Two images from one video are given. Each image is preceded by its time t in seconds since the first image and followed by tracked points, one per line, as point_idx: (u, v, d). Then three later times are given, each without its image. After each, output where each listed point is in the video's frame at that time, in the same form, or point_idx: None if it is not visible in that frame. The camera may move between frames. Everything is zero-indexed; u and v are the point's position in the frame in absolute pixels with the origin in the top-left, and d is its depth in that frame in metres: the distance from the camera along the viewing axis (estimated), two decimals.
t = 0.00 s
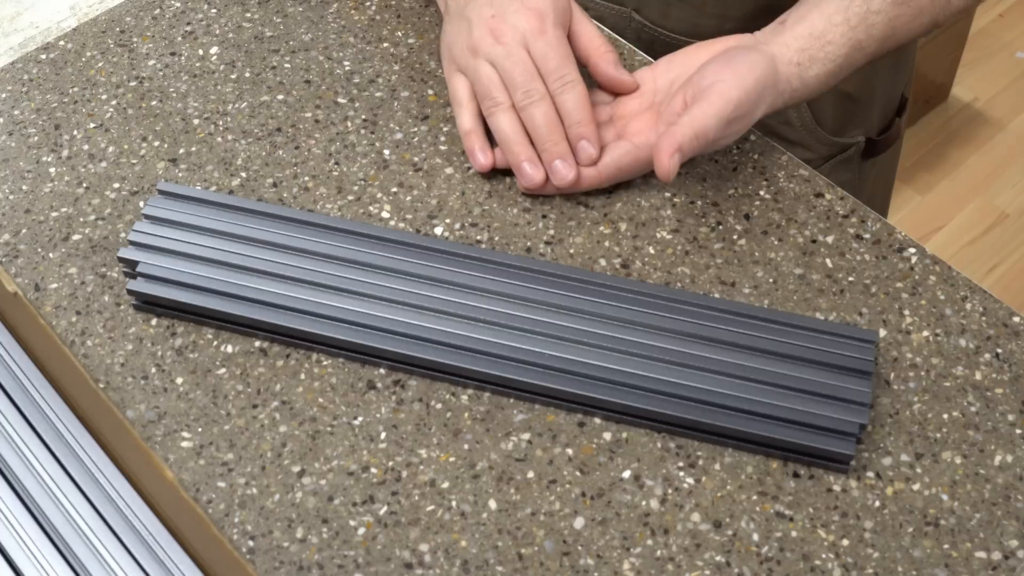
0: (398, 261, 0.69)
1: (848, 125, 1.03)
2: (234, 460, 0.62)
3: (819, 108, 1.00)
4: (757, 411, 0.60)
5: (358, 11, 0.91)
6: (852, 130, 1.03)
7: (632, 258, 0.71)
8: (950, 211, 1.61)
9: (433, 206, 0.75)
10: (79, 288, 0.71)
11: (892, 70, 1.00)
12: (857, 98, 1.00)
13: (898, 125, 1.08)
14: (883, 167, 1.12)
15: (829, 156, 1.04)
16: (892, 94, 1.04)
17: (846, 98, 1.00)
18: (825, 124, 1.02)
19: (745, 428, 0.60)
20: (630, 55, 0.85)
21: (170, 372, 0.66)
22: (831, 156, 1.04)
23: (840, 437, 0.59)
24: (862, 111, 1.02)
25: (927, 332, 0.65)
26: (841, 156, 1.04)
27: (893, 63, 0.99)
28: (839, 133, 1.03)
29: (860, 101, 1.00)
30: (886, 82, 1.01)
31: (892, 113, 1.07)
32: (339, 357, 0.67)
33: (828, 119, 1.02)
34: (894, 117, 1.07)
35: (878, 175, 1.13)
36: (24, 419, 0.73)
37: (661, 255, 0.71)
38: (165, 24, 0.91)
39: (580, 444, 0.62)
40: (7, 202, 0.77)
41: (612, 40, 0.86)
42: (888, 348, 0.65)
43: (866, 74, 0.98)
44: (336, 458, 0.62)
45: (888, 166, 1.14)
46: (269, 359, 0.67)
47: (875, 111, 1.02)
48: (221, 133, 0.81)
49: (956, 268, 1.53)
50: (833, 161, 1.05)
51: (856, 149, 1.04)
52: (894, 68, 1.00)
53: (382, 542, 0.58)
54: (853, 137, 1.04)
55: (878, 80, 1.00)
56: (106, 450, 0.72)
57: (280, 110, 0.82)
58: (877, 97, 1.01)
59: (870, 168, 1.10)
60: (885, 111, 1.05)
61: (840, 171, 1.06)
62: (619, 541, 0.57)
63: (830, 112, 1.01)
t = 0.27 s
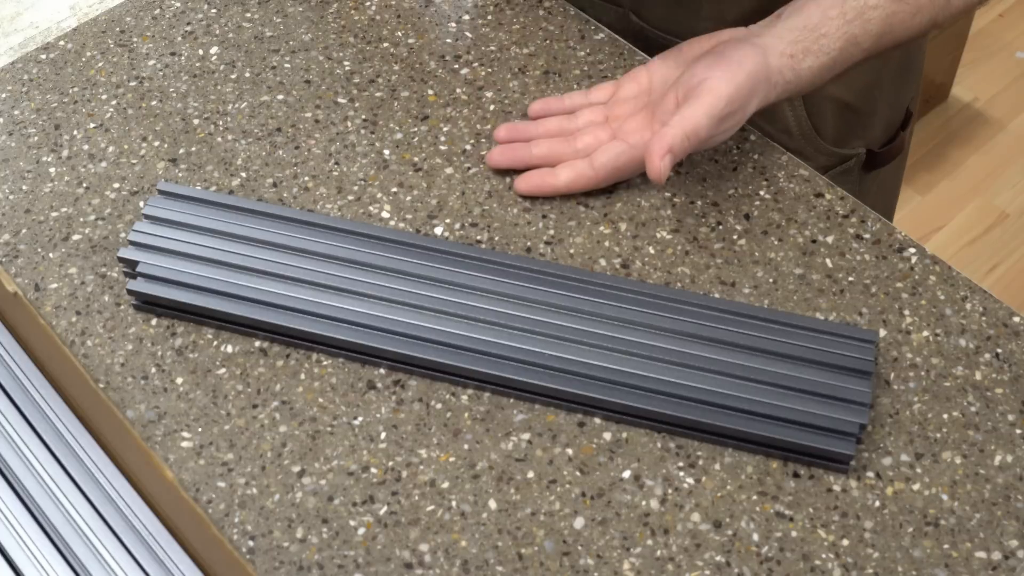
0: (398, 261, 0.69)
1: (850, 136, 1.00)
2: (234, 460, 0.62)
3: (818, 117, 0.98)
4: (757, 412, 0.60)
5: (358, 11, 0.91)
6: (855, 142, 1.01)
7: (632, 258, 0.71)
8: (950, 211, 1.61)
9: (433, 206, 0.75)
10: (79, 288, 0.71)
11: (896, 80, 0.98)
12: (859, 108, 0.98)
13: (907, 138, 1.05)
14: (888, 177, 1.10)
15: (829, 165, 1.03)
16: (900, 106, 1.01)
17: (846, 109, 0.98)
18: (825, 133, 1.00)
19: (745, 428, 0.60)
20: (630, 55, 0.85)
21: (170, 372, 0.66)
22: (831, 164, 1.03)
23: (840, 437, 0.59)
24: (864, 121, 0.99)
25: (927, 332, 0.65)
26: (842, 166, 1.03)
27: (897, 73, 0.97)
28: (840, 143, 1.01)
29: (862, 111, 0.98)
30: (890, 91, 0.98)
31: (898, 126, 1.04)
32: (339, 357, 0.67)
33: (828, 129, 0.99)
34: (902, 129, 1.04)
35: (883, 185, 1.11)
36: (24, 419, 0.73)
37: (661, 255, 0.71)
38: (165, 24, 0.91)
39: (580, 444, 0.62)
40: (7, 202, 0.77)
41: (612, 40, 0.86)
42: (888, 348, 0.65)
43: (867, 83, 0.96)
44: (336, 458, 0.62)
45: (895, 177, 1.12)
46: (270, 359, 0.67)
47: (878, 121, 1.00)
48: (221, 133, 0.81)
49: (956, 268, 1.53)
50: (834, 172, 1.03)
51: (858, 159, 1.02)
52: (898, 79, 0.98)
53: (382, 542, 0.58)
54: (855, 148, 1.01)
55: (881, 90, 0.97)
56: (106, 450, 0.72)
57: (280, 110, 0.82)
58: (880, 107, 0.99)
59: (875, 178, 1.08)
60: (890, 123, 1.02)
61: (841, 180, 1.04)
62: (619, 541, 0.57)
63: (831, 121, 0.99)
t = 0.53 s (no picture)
0: (398, 261, 0.69)
1: (858, 138, 0.94)
2: (234, 460, 0.62)
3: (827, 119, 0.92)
4: (758, 412, 0.60)
5: (359, 11, 0.91)
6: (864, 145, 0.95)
7: (632, 258, 0.71)
8: (950, 211, 1.61)
9: (433, 206, 0.75)
10: (79, 288, 0.71)
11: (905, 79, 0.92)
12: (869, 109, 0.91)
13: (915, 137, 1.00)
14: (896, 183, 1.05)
15: (838, 166, 0.96)
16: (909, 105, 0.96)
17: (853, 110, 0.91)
18: (835, 137, 0.94)
19: (745, 428, 0.60)
20: (630, 55, 0.85)
21: (170, 372, 0.66)
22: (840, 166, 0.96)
23: (840, 437, 0.59)
24: (873, 121, 0.93)
25: (927, 332, 0.65)
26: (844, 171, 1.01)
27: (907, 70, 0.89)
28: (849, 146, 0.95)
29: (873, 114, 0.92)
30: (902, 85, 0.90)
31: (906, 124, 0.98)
32: (339, 357, 0.67)
33: (838, 132, 0.93)
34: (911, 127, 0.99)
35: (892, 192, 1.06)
36: (24, 419, 0.73)
37: (661, 255, 0.71)
38: (165, 24, 0.91)
39: (580, 444, 0.62)
40: (7, 202, 0.77)
41: (612, 40, 0.86)
42: (888, 348, 0.65)
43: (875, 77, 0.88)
44: (336, 458, 0.62)
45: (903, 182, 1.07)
46: (270, 359, 0.67)
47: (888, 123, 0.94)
48: (221, 133, 0.81)
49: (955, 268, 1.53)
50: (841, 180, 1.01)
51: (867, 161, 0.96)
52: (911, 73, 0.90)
53: (382, 542, 0.58)
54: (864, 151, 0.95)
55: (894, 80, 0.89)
56: (106, 450, 0.71)
57: (280, 110, 0.82)
58: (890, 108, 0.92)
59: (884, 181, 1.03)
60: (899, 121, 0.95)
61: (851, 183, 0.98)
62: (619, 541, 0.57)
63: (840, 123, 0.92)
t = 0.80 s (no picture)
0: (398, 261, 0.69)
1: (874, 133, 1.01)
2: (234, 460, 0.62)
3: (847, 121, 0.99)
4: (758, 412, 0.60)
5: (359, 11, 0.91)
6: (879, 138, 1.02)
7: (632, 258, 0.71)
8: (950, 211, 1.61)
9: (433, 206, 0.75)
10: (79, 288, 0.71)
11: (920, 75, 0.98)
12: (886, 107, 0.99)
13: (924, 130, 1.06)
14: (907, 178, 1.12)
15: (856, 164, 1.02)
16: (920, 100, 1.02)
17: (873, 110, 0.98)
18: (852, 135, 1.00)
19: (745, 428, 0.60)
20: (630, 55, 0.85)
21: (170, 372, 0.66)
22: (857, 164, 1.02)
23: (840, 437, 0.59)
24: (889, 118, 1.00)
25: (927, 332, 0.65)
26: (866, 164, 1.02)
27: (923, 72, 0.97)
28: (863, 141, 1.02)
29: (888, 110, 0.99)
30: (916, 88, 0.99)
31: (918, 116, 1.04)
32: (339, 357, 0.67)
33: (855, 130, 1.00)
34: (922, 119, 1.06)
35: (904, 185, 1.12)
36: (24, 419, 0.73)
37: (661, 255, 0.71)
38: (165, 24, 0.91)
39: (579, 444, 0.62)
40: (7, 202, 0.77)
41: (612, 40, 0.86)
42: (888, 348, 0.65)
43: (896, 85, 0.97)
44: (336, 458, 0.62)
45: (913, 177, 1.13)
46: (269, 359, 0.67)
47: (899, 119, 1.01)
48: (221, 133, 0.81)
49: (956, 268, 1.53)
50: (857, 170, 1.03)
51: (882, 156, 1.03)
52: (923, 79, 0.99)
53: (382, 542, 0.58)
54: (879, 145, 1.02)
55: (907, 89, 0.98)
56: (106, 450, 0.71)
57: (280, 110, 0.82)
58: (905, 105, 1.00)
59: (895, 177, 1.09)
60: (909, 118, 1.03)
61: (865, 179, 1.04)
62: (619, 541, 0.57)
63: (858, 122, 0.99)
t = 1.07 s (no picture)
0: (398, 261, 0.69)
1: (877, 142, 1.01)
2: (234, 460, 0.62)
3: (847, 129, 0.99)
4: (757, 412, 0.60)
5: (359, 11, 0.91)
6: (882, 148, 1.02)
7: (632, 258, 0.71)
8: (950, 211, 1.61)
9: (433, 206, 0.75)
10: (79, 288, 0.71)
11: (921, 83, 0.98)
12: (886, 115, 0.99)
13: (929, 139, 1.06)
14: (910, 186, 1.12)
15: (857, 172, 1.02)
16: (921, 108, 1.02)
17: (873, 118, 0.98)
18: (853, 144, 1.00)
19: (745, 428, 0.60)
20: (630, 55, 0.85)
21: (170, 372, 0.66)
22: (858, 172, 1.03)
23: (840, 437, 0.59)
24: (890, 127, 1.00)
25: (927, 332, 0.65)
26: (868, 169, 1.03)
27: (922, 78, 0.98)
28: (866, 150, 1.02)
29: (889, 118, 0.99)
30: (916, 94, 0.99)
31: (921, 126, 1.05)
32: (339, 357, 0.67)
33: (856, 139, 1.00)
34: (926, 128, 1.06)
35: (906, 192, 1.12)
36: (24, 419, 0.73)
37: (661, 255, 0.71)
38: (165, 24, 0.91)
39: (579, 444, 0.62)
40: (7, 202, 0.77)
41: (612, 40, 0.86)
42: (888, 348, 0.65)
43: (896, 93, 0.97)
44: (336, 458, 0.62)
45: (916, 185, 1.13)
46: (270, 359, 0.67)
47: (901, 126, 1.01)
48: (221, 133, 0.81)
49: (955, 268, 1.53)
50: (857, 179, 1.03)
51: (884, 165, 1.03)
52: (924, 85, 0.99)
53: (382, 542, 0.58)
54: (882, 154, 1.02)
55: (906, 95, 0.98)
56: (106, 450, 0.71)
57: (280, 110, 0.82)
58: (907, 113, 1.00)
59: (898, 185, 1.09)
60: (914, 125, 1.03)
61: (865, 187, 1.05)
62: (619, 541, 0.57)
63: (859, 131, 0.99)
